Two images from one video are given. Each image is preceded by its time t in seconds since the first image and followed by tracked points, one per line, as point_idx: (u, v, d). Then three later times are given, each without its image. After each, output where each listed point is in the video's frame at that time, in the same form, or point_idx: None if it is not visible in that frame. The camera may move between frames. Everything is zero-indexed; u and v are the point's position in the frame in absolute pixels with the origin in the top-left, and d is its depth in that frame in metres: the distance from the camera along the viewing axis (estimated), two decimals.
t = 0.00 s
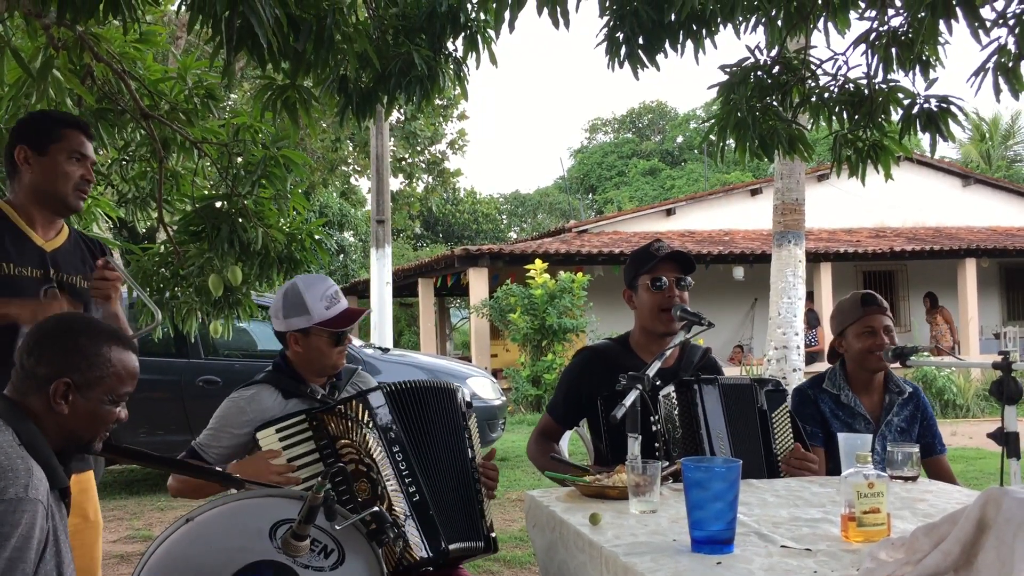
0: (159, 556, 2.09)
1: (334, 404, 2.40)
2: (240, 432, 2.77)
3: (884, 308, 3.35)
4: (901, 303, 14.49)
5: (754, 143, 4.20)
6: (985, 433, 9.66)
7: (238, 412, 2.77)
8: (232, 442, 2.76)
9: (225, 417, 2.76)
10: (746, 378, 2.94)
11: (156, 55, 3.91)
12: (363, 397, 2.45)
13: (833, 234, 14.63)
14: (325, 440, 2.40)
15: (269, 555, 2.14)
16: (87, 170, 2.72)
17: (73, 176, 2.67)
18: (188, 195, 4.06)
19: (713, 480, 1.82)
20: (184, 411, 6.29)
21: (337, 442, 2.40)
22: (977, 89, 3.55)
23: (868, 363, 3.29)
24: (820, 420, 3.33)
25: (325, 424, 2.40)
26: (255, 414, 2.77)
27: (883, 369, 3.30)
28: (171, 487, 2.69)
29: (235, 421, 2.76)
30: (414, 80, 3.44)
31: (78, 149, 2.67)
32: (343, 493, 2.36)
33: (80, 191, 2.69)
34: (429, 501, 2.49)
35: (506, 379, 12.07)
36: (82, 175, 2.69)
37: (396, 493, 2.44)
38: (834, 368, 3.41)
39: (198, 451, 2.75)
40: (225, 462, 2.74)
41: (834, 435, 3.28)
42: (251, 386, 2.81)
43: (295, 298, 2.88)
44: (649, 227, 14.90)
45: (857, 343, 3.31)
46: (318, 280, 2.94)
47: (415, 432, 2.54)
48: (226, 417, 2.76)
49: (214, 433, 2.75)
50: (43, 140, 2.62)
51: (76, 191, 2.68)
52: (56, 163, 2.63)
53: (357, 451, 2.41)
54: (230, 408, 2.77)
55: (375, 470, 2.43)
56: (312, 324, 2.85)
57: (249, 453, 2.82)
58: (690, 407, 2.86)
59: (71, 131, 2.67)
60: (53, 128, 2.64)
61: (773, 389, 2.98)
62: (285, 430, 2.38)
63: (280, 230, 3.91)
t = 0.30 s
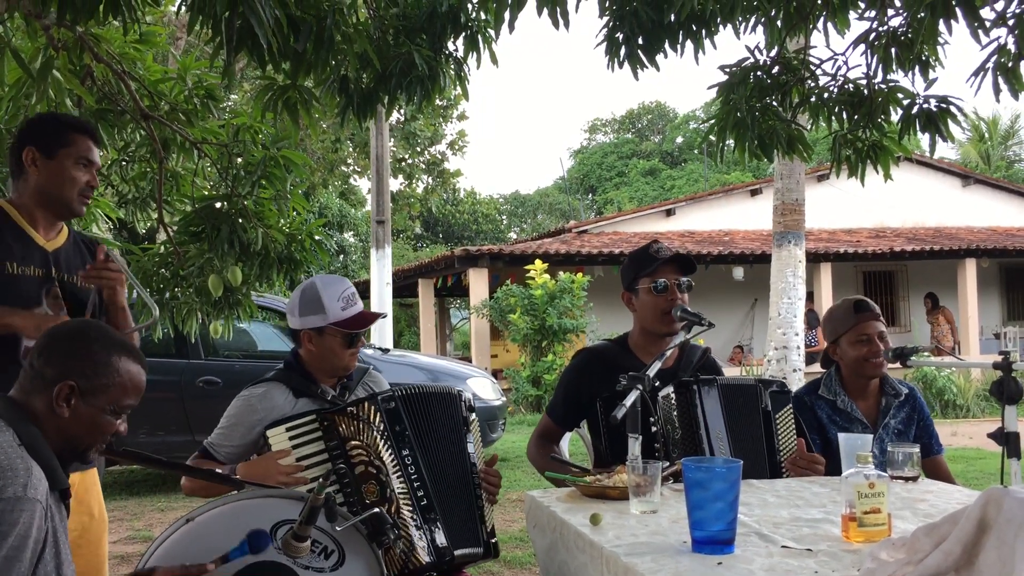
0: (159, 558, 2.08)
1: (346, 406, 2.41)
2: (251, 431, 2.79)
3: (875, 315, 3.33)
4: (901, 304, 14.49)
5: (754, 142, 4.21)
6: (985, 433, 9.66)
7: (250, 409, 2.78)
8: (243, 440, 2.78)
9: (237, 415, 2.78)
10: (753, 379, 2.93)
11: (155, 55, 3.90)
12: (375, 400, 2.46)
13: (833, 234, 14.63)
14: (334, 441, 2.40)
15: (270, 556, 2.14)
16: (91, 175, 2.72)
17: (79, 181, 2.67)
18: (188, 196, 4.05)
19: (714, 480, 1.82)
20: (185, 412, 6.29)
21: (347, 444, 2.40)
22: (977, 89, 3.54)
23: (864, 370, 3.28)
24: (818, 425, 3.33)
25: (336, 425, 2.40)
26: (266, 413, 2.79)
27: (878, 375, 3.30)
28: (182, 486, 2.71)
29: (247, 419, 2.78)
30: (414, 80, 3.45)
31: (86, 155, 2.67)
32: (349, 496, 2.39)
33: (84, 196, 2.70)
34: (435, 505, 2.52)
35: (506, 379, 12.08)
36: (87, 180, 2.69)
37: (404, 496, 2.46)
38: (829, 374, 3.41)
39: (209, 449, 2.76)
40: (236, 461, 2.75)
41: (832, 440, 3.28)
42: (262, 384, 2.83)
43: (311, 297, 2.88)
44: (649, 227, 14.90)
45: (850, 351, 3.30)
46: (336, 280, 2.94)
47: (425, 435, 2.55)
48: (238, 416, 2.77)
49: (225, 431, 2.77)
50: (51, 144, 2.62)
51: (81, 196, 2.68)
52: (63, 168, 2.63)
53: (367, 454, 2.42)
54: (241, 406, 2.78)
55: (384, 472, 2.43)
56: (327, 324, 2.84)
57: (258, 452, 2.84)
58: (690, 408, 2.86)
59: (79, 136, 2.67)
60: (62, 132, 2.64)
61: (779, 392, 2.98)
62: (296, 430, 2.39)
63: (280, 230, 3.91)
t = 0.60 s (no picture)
0: (159, 555, 2.07)
1: (349, 402, 2.41)
2: (255, 424, 2.80)
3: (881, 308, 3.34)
4: (901, 301, 14.49)
5: (754, 140, 4.20)
6: (985, 431, 9.67)
7: (256, 402, 2.80)
8: (247, 432, 2.79)
9: (242, 407, 2.79)
10: (755, 376, 2.95)
11: (155, 53, 3.91)
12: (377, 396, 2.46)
13: (833, 231, 14.63)
14: (337, 437, 2.40)
15: (270, 554, 2.14)
16: (83, 180, 2.71)
17: (71, 185, 2.67)
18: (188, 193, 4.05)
19: (714, 477, 1.82)
20: (185, 409, 6.29)
21: (349, 440, 2.40)
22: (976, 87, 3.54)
23: (868, 361, 3.28)
24: (819, 415, 3.33)
25: (338, 421, 2.40)
26: (271, 407, 2.80)
27: (881, 368, 3.30)
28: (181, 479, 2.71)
29: (252, 411, 2.79)
30: (415, 77, 3.44)
31: (79, 160, 2.67)
32: (350, 493, 2.39)
33: (74, 201, 2.70)
34: (435, 503, 2.52)
35: (506, 377, 12.08)
36: (78, 185, 2.69)
37: (404, 493, 2.46)
38: (832, 365, 3.41)
39: (213, 439, 2.79)
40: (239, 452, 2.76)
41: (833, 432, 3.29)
42: (270, 377, 2.84)
43: (322, 296, 2.87)
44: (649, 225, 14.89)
45: (854, 342, 3.31)
46: (347, 280, 2.93)
47: (426, 432, 2.56)
48: (244, 407, 2.79)
49: (230, 421, 2.79)
50: (43, 146, 2.62)
51: (71, 200, 2.68)
52: (56, 172, 2.63)
53: (369, 450, 2.42)
54: (248, 398, 2.80)
55: (385, 469, 2.43)
56: (336, 323, 2.83)
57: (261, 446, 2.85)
58: (689, 405, 2.86)
59: (72, 140, 2.67)
60: (57, 135, 2.64)
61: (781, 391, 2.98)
62: (299, 426, 2.39)
63: (280, 228, 3.91)
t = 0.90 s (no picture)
0: (159, 549, 2.08)
1: (350, 396, 2.42)
2: (255, 417, 2.80)
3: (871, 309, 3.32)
4: (902, 296, 14.48)
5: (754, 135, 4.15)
6: (985, 425, 9.67)
7: (256, 396, 2.79)
8: (247, 426, 2.80)
9: (242, 400, 2.79)
10: (757, 370, 2.94)
11: (155, 45, 3.89)
12: (379, 390, 2.46)
13: (834, 226, 14.62)
14: (338, 430, 2.41)
15: (270, 546, 2.14)
16: (69, 178, 2.70)
17: (57, 185, 2.66)
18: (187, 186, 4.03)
19: (714, 471, 1.83)
20: (185, 403, 6.30)
21: (351, 434, 2.41)
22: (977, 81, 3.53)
23: (859, 363, 3.28)
24: (816, 417, 3.34)
25: (340, 415, 2.41)
26: (272, 401, 2.79)
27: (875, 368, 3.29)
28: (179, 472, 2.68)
29: (251, 405, 2.79)
30: (414, 71, 3.43)
31: (66, 159, 2.66)
32: (351, 485, 2.41)
33: (61, 200, 2.69)
34: (437, 496, 2.52)
35: (506, 370, 12.10)
36: (65, 185, 2.68)
37: (406, 486, 2.46)
38: (828, 366, 3.42)
39: (212, 433, 2.79)
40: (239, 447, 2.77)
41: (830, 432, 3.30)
42: (269, 372, 2.84)
43: (325, 288, 2.86)
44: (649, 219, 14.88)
45: (843, 344, 3.32)
46: (352, 275, 2.92)
47: (427, 426, 2.56)
48: (244, 401, 2.79)
49: (230, 415, 2.79)
50: (31, 145, 2.60)
51: (57, 199, 2.67)
52: (43, 172, 2.62)
53: (370, 444, 2.42)
54: (248, 391, 2.79)
55: (387, 463, 2.43)
56: (338, 317, 2.83)
57: (260, 440, 2.85)
58: (688, 399, 2.86)
59: (60, 138, 2.65)
60: (44, 133, 2.62)
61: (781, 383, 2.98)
62: (300, 418, 2.40)
63: (280, 221, 3.90)
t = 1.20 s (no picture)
0: (160, 539, 2.09)
1: (348, 388, 2.41)
2: (252, 411, 2.80)
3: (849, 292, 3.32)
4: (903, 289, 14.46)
5: (755, 127, 4.17)
6: (985, 419, 9.67)
7: (253, 390, 2.79)
8: (244, 420, 2.79)
9: (238, 395, 2.79)
10: (750, 362, 2.94)
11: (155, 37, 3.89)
12: (376, 382, 2.46)
13: (835, 219, 14.61)
14: (336, 423, 2.40)
15: (269, 535, 2.14)
16: (72, 162, 2.70)
17: (61, 169, 2.67)
18: (189, 179, 4.05)
19: (715, 461, 1.83)
20: (186, 394, 6.30)
21: (349, 426, 2.40)
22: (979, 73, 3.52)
23: (842, 349, 3.30)
24: (810, 408, 3.33)
25: (338, 408, 2.40)
26: (269, 395, 2.79)
27: (861, 352, 3.29)
28: (179, 464, 2.72)
29: (248, 399, 2.79)
30: (415, 63, 3.43)
31: (72, 143, 2.67)
32: (350, 477, 2.41)
33: (63, 184, 2.70)
34: (435, 486, 2.53)
35: (506, 363, 12.10)
36: (68, 168, 2.68)
37: (405, 477, 2.47)
38: (818, 355, 3.41)
39: (209, 428, 2.77)
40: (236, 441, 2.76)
41: (824, 422, 3.29)
42: (265, 366, 2.84)
43: (314, 282, 2.87)
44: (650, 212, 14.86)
45: (826, 331, 3.33)
46: (340, 268, 2.92)
47: (425, 417, 2.56)
48: (240, 396, 2.79)
49: (227, 410, 2.78)
50: (37, 126, 2.60)
51: (59, 183, 2.68)
52: (48, 155, 2.62)
53: (369, 436, 2.42)
54: (244, 386, 2.79)
55: (385, 455, 2.43)
56: (328, 311, 2.83)
57: (257, 434, 2.85)
58: (687, 390, 2.86)
59: (67, 122, 2.66)
60: (51, 117, 2.63)
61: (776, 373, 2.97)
62: (297, 411, 2.40)
63: (281, 214, 3.89)
